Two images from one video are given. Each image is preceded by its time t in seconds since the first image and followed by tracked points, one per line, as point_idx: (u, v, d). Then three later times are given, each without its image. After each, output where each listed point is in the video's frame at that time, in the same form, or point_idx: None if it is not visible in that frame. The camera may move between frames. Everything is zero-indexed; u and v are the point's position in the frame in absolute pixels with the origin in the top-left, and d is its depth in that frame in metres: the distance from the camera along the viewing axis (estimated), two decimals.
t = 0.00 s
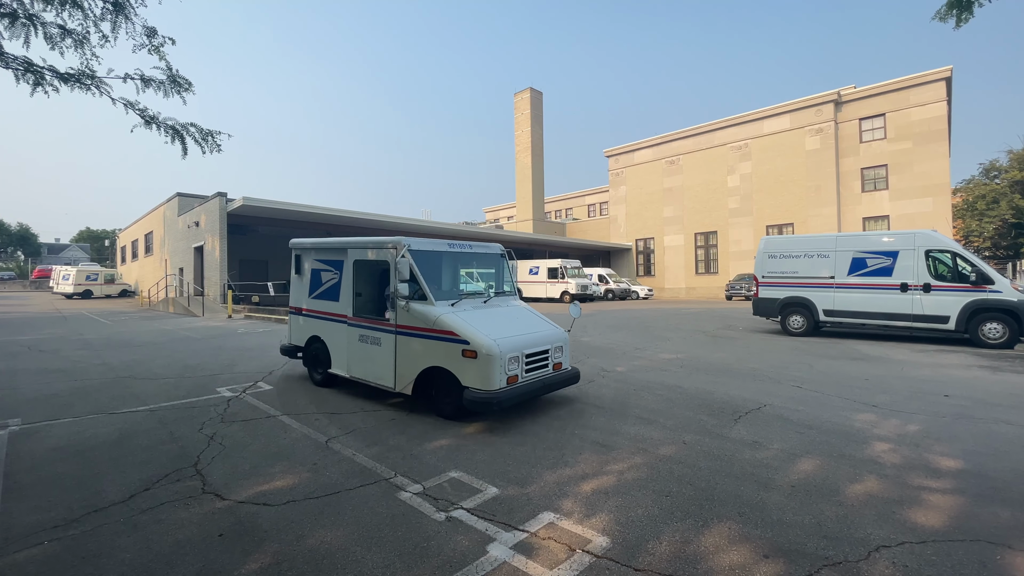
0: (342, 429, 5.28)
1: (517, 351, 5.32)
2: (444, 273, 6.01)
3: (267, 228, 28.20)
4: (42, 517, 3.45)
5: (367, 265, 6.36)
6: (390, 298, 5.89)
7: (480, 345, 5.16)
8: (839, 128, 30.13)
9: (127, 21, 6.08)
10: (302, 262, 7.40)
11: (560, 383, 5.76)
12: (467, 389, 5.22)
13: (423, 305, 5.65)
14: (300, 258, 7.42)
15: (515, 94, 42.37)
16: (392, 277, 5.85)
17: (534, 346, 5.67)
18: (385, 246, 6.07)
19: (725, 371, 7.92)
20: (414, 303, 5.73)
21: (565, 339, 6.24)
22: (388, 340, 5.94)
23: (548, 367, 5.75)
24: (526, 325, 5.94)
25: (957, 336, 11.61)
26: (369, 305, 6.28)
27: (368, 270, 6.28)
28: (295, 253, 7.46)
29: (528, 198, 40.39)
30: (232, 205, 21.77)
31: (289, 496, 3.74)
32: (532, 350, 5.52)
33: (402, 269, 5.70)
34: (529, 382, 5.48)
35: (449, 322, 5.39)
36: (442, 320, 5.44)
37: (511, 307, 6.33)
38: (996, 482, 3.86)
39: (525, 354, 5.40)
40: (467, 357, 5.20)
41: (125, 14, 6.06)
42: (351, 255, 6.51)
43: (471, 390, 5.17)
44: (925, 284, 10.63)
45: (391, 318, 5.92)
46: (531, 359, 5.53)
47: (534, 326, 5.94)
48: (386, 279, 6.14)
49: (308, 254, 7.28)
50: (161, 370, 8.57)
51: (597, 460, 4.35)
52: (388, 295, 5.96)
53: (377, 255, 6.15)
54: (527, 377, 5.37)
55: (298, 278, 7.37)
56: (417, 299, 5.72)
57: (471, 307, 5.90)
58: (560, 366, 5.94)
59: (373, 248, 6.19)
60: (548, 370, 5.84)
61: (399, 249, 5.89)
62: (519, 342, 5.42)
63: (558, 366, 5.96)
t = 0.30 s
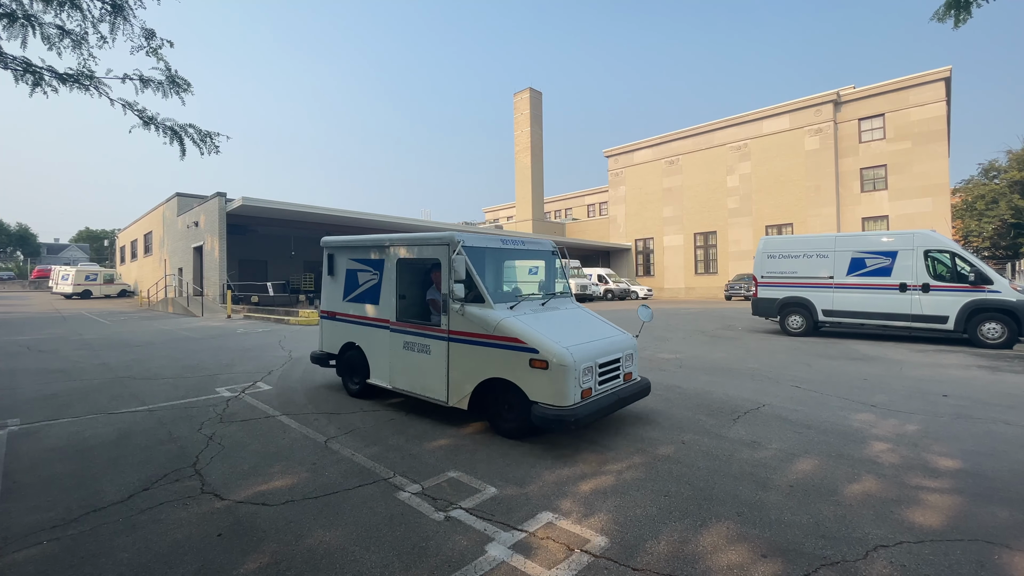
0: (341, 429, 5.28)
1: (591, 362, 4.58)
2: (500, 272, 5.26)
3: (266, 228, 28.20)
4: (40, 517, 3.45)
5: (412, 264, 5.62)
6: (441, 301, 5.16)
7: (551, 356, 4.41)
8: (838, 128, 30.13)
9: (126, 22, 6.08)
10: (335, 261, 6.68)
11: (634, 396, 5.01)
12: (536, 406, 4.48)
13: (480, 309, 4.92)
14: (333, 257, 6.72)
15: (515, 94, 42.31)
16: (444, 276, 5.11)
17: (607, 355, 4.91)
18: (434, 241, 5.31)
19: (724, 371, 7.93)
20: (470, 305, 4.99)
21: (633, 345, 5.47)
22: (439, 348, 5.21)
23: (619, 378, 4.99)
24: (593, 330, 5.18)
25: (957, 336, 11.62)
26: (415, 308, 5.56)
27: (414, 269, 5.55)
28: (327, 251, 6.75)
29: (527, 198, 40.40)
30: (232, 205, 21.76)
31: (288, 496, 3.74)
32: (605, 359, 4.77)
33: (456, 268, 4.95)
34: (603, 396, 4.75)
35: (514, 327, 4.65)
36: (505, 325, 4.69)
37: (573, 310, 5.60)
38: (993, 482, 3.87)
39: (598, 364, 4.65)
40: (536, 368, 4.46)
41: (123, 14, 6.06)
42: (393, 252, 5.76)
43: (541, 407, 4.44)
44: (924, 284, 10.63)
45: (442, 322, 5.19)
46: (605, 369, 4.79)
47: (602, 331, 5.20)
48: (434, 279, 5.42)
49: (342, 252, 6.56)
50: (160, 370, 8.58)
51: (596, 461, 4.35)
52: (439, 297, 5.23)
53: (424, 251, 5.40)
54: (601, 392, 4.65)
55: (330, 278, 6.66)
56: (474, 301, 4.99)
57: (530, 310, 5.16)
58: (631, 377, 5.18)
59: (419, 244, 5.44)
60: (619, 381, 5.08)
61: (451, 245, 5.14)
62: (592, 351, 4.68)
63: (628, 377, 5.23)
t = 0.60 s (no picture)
0: (341, 429, 5.28)
1: (683, 376, 4.01)
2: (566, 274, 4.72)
3: (266, 228, 28.20)
4: (41, 517, 3.45)
5: (466, 264, 5.10)
6: (503, 305, 4.62)
7: (641, 370, 3.84)
8: (838, 128, 30.14)
9: (127, 22, 6.09)
10: (373, 261, 6.18)
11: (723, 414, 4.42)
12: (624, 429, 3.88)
13: (551, 315, 4.37)
14: (371, 256, 6.21)
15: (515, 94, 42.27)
16: (508, 277, 4.56)
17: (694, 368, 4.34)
18: (493, 238, 4.77)
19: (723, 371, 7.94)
20: (538, 310, 4.46)
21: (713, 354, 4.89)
22: (500, 358, 4.67)
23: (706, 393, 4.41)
24: (672, 338, 4.61)
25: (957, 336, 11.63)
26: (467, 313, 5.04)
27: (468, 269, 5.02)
28: (365, 250, 6.27)
29: (527, 198, 40.41)
30: (232, 205, 21.76)
31: (289, 496, 3.75)
32: (695, 373, 4.20)
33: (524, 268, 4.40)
34: (694, 415, 4.16)
35: (593, 337, 4.10)
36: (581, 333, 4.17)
37: (643, 315, 5.05)
38: (992, 482, 3.88)
39: (690, 379, 4.07)
40: (622, 385, 3.91)
41: (124, 15, 6.07)
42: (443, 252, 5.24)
43: (629, 428, 3.87)
44: (923, 284, 10.64)
45: (503, 330, 4.66)
46: (695, 384, 4.21)
47: (683, 340, 4.63)
48: (491, 280, 4.88)
49: (382, 252, 6.05)
50: (160, 369, 8.59)
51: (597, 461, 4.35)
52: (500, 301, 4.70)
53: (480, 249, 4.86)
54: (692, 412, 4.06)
55: (369, 279, 6.16)
56: (541, 306, 4.46)
57: (602, 316, 4.60)
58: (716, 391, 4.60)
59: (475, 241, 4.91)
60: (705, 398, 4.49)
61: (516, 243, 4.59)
62: (682, 365, 4.11)
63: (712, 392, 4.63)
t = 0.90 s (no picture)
0: (341, 429, 5.29)
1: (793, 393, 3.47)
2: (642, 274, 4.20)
3: (266, 228, 28.18)
4: (43, 517, 3.46)
5: (526, 263, 4.61)
6: (574, 309, 4.09)
7: (751, 389, 3.29)
8: (838, 128, 30.13)
9: (128, 22, 6.10)
10: (414, 260, 5.65)
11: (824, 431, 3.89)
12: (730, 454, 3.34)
13: (633, 320, 3.85)
14: (410, 255, 5.71)
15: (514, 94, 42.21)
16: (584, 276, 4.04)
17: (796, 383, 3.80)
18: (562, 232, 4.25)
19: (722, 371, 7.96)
20: (617, 315, 3.92)
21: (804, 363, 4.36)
22: (570, 368, 4.15)
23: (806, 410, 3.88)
24: (763, 347, 4.08)
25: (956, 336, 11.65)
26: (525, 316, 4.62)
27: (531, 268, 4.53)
28: (405, 248, 5.74)
29: (527, 198, 40.42)
30: (232, 205, 21.77)
31: (290, 495, 3.76)
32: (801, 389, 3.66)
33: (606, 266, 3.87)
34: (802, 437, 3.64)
35: (687, 346, 3.57)
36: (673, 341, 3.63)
37: (725, 323, 4.51)
38: (989, 481, 3.90)
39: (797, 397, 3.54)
40: (727, 403, 3.37)
41: (125, 15, 6.08)
42: (499, 249, 4.72)
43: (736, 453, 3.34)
44: (923, 284, 10.65)
45: (575, 337, 4.12)
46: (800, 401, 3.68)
47: (777, 350, 4.09)
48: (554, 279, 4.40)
49: (424, 251, 5.54)
50: (160, 369, 8.61)
51: (596, 460, 4.36)
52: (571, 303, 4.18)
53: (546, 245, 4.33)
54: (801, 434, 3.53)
55: (409, 280, 5.67)
56: (622, 310, 3.92)
57: (685, 322, 4.07)
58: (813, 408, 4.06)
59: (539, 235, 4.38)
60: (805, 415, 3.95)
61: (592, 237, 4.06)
62: (789, 379, 3.57)
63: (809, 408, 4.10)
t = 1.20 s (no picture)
0: (340, 429, 5.29)
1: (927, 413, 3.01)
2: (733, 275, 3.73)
3: (266, 228, 28.19)
4: (42, 516, 3.47)
5: (593, 262, 4.14)
6: (659, 314, 3.62)
7: (887, 408, 2.83)
8: (838, 128, 30.14)
9: (127, 22, 6.10)
10: (458, 258, 5.19)
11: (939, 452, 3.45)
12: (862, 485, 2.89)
13: (733, 328, 3.39)
14: (453, 252, 5.24)
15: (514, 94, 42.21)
16: (672, 277, 3.56)
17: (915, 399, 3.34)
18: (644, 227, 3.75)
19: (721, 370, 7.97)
20: (714, 321, 3.45)
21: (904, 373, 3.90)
22: (652, 382, 3.67)
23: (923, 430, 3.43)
24: (869, 356, 3.62)
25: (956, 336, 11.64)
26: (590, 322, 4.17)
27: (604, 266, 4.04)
28: (447, 244, 5.27)
29: (527, 198, 40.44)
30: (232, 205, 21.78)
31: (289, 494, 3.77)
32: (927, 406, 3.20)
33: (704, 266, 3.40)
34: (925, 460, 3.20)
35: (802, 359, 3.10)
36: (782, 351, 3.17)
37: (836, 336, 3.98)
38: (986, 481, 3.90)
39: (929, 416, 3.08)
40: (857, 425, 2.90)
41: (125, 16, 6.08)
42: (563, 247, 4.23)
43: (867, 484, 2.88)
44: (922, 284, 10.66)
45: (660, 346, 3.63)
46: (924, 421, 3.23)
47: (885, 359, 3.63)
48: (626, 280, 3.95)
49: (470, 247, 5.07)
50: (160, 369, 8.61)
51: (595, 460, 4.36)
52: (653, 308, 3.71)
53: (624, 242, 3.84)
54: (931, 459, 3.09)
55: (452, 279, 5.20)
56: (720, 315, 3.46)
57: (782, 329, 3.61)
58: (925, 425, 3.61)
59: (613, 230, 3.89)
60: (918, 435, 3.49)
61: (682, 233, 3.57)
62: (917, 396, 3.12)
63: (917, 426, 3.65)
